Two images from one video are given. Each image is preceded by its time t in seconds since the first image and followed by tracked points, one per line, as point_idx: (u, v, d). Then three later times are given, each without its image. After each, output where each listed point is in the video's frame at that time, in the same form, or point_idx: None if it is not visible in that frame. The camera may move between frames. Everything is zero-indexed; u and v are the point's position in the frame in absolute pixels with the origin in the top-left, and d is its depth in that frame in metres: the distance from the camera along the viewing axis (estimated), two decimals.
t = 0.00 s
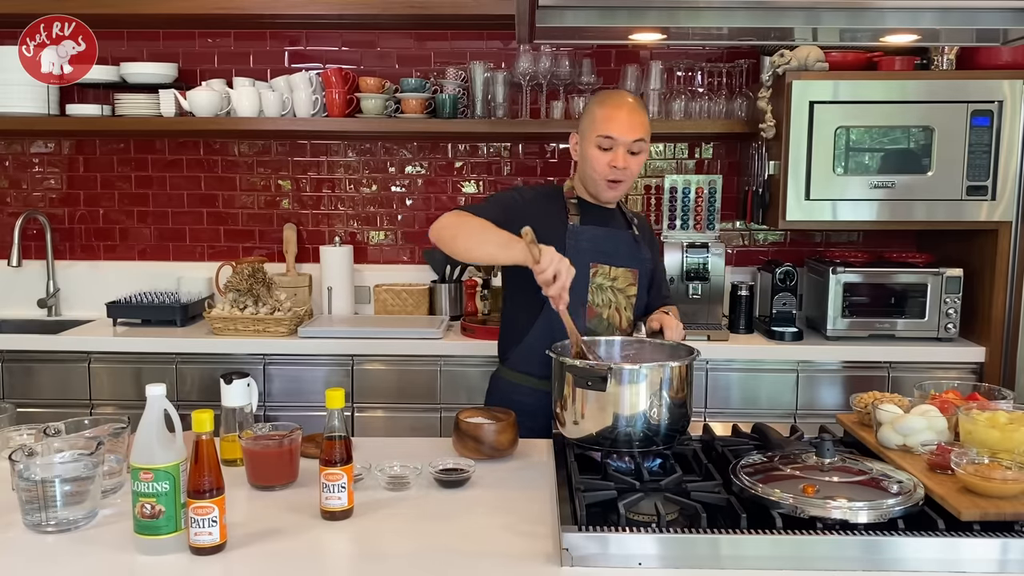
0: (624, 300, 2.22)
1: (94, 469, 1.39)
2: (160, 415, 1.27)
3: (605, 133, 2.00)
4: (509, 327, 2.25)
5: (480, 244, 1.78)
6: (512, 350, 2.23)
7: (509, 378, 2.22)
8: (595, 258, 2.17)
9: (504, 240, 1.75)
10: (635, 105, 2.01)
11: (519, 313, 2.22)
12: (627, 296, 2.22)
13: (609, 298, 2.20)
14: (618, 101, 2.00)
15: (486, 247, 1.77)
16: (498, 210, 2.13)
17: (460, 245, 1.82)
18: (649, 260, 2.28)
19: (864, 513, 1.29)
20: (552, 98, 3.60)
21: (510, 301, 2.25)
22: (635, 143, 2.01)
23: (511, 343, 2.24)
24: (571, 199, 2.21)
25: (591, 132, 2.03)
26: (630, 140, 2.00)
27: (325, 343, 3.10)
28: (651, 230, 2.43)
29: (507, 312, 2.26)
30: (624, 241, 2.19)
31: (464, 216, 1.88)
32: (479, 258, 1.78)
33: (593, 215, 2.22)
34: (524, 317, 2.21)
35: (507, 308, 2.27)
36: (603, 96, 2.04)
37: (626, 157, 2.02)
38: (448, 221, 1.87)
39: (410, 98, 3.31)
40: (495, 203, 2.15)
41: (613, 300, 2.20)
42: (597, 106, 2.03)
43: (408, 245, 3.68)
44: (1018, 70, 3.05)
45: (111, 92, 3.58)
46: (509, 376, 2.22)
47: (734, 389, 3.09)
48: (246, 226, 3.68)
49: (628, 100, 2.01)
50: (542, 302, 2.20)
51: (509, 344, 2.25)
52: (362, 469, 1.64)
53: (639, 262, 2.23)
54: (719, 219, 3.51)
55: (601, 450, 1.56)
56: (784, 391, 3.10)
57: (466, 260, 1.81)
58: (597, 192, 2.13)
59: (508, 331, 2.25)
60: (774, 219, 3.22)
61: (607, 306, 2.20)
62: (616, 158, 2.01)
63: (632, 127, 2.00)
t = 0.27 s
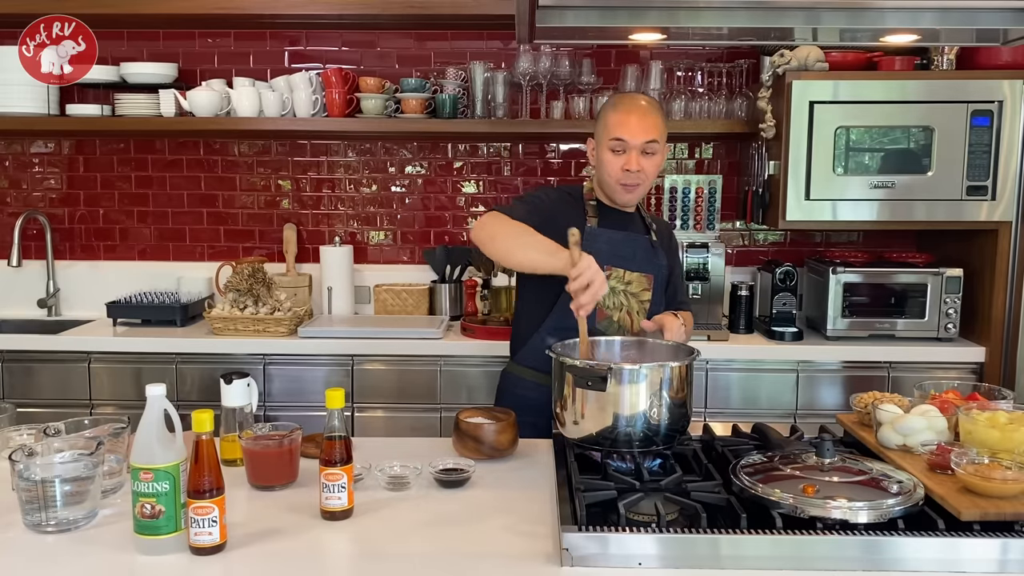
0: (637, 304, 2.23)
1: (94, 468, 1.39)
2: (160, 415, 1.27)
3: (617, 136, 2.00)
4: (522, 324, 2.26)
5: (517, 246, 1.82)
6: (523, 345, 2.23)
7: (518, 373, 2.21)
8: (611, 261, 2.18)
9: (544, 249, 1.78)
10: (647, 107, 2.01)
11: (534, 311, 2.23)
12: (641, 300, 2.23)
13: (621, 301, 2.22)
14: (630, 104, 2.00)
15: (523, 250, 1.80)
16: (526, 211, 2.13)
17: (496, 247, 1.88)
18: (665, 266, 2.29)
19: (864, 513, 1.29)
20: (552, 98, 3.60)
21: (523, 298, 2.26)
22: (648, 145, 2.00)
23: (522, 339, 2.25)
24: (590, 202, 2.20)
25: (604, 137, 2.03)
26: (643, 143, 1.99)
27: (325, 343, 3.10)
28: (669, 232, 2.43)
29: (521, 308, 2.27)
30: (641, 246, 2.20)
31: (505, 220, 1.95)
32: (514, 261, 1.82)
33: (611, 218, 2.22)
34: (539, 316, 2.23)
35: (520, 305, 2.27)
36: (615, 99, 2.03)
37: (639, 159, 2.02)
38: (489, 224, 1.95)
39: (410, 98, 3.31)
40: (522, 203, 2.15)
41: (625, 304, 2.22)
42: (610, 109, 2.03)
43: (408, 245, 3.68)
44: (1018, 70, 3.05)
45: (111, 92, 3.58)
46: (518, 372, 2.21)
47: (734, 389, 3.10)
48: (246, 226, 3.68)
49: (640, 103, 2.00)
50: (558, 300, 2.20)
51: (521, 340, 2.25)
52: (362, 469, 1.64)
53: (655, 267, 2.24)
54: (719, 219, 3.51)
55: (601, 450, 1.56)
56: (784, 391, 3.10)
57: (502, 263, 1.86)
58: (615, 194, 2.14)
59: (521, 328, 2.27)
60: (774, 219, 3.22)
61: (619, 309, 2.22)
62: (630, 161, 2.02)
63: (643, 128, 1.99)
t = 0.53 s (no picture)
0: (645, 304, 2.27)
1: (94, 468, 1.39)
2: (160, 415, 1.27)
3: (628, 141, 1.99)
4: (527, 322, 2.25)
5: (529, 264, 1.85)
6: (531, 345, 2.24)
7: (527, 373, 2.24)
8: (620, 263, 2.20)
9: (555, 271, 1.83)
10: (657, 109, 2.00)
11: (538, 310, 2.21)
12: (649, 301, 2.27)
13: (630, 301, 2.25)
14: (639, 107, 1.99)
15: (535, 269, 1.84)
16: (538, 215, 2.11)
17: (511, 258, 1.89)
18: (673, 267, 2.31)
19: (864, 513, 1.29)
20: (552, 98, 3.60)
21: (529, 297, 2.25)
22: (659, 148, 2.00)
23: (528, 338, 2.25)
24: (600, 202, 2.20)
25: (614, 141, 2.03)
26: (654, 147, 1.99)
27: (325, 343, 3.10)
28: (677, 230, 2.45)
29: (526, 306, 2.25)
30: (649, 247, 2.22)
31: (522, 229, 1.95)
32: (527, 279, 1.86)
33: (619, 219, 2.22)
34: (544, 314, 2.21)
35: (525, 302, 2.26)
36: (624, 102, 2.03)
37: (650, 163, 2.01)
38: (506, 231, 1.94)
39: (410, 98, 3.31)
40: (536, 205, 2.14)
41: (634, 303, 2.25)
42: (618, 113, 2.02)
43: (408, 245, 3.68)
44: (1018, 70, 3.05)
45: (111, 92, 3.58)
46: (528, 372, 2.24)
47: (734, 389, 3.09)
48: (246, 226, 3.68)
49: (649, 105, 1.99)
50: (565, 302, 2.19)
51: (528, 339, 2.26)
52: (362, 469, 1.64)
53: (663, 268, 2.26)
54: (719, 219, 3.51)
55: (601, 450, 1.56)
56: (784, 391, 3.10)
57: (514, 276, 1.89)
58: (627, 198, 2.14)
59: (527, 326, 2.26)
60: (774, 219, 3.22)
61: (628, 309, 2.26)
62: (641, 166, 2.01)
63: (653, 132, 1.98)
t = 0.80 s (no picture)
0: (646, 304, 2.26)
1: (94, 468, 1.39)
2: (160, 415, 1.27)
3: (633, 135, 2.01)
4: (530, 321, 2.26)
5: (523, 257, 1.84)
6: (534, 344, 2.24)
7: (530, 373, 2.24)
8: (621, 263, 2.20)
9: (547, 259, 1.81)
10: (659, 104, 2.03)
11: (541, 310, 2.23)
12: (650, 300, 2.27)
13: (632, 301, 2.25)
14: (642, 101, 2.02)
15: (530, 262, 1.83)
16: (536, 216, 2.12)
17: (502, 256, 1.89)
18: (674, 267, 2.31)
19: (864, 513, 1.29)
20: (552, 98, 3.60)
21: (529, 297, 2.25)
22: (664, 141, 2.02)
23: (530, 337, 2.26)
24: (602, 202, 2.22)
25: (619, 136, 2.04)
26: (659, 139, 2.01)
27: (325, 343, 3.10)
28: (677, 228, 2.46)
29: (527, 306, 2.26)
30: (651, 247, 2.22)
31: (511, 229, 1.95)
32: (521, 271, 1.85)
33: (621, 219, 2.24)
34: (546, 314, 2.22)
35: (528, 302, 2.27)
36: (626, 98, 2.05)
37: (656, 156, 2.03)
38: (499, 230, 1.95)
39: (410, 98, 3.31)
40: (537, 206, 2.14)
41: (635, 303, 2.25)
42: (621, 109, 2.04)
43: (408, 245, 3.68)
44: (1018, 70, 3.05)
45: (111, 92, 3.58)
46: (530, 372, 2.24)
47: (734, 389, 3.10)
48: (246, 226, 3.68)
49: (651, 100, 2.02)
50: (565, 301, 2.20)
51: (529, 339, 2.26)
52: (362, 469, 1.64)
53: (664, 267, 2.26)
54: (719, 219, 3.51)
55: (601, 450, 1.56)
56: (784, 391, 3.10)
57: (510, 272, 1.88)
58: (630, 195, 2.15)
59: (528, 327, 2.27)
60: (774, 219, 3.22)
61: (630, 308, 2.25)
62: (648, 159, 2.03)
63: (659, 125, 2.01)
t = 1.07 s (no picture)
0: (635, 302, 2.21)
1: (94, 468, 1.39)
2: (160, 415, 1.27)
3: (620, 116, 2.09)
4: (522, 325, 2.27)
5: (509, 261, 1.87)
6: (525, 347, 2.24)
7: (524, 376, 2.23)
8: (604, 262, 2.18)
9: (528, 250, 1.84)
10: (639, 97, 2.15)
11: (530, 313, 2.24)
12: (641, 297, 2.22)
13: (620, 300, 2.20)
14: (623, 93, 2.14)
15: (515, 263, 1.86)
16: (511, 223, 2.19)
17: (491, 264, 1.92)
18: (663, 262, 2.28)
19: (864, 513, 1.29)
20: (552, 98, 3.60)
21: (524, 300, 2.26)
22: (649, 124, 2.11)
23: (523, 341, 2.27)
24: (585, 202, 2.22)
25: (606, 121, 2.11)
26: (645, 120, 2.10)
27: (325, 343, 3.10)
28: (669, 221, 2.43)
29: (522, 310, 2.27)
30: (636, 244, 2.20)
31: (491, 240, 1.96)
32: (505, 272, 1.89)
33: (604, 217, 2.25)
34: (536, 316, 2.23)
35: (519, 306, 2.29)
36: (607, 94, 2.17)
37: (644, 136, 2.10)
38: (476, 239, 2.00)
39: (410, 98, 3.31)
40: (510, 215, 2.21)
41: (624, 302, 2.20)
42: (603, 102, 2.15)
43: (408, 245, 3.68)
44: (1018, 70, 3.05)
45: (111, 92, 3.58)
46: (524, 374, 2.24)
47: (734, 389, 3.10)
48: (246, 226, 3.68)
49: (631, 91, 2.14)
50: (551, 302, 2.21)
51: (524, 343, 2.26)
52: (362, 469, 1.64)
53: (652, 264, 2.23)
54: (719, 219, 3.51)
55: (601, 450, 1.56)
56: (784, 391, 3.10)
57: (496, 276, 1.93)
58: (617, 185, 2.17)
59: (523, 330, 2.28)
60: (774, 219, 3.22)
61: (619, 307, 2.20)
62: (637, 137, 2.09)
63: (642, 107, 2.11)
